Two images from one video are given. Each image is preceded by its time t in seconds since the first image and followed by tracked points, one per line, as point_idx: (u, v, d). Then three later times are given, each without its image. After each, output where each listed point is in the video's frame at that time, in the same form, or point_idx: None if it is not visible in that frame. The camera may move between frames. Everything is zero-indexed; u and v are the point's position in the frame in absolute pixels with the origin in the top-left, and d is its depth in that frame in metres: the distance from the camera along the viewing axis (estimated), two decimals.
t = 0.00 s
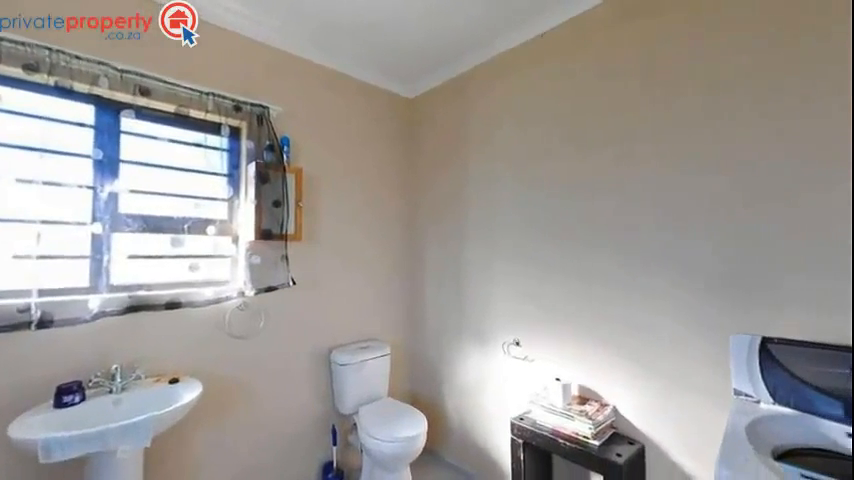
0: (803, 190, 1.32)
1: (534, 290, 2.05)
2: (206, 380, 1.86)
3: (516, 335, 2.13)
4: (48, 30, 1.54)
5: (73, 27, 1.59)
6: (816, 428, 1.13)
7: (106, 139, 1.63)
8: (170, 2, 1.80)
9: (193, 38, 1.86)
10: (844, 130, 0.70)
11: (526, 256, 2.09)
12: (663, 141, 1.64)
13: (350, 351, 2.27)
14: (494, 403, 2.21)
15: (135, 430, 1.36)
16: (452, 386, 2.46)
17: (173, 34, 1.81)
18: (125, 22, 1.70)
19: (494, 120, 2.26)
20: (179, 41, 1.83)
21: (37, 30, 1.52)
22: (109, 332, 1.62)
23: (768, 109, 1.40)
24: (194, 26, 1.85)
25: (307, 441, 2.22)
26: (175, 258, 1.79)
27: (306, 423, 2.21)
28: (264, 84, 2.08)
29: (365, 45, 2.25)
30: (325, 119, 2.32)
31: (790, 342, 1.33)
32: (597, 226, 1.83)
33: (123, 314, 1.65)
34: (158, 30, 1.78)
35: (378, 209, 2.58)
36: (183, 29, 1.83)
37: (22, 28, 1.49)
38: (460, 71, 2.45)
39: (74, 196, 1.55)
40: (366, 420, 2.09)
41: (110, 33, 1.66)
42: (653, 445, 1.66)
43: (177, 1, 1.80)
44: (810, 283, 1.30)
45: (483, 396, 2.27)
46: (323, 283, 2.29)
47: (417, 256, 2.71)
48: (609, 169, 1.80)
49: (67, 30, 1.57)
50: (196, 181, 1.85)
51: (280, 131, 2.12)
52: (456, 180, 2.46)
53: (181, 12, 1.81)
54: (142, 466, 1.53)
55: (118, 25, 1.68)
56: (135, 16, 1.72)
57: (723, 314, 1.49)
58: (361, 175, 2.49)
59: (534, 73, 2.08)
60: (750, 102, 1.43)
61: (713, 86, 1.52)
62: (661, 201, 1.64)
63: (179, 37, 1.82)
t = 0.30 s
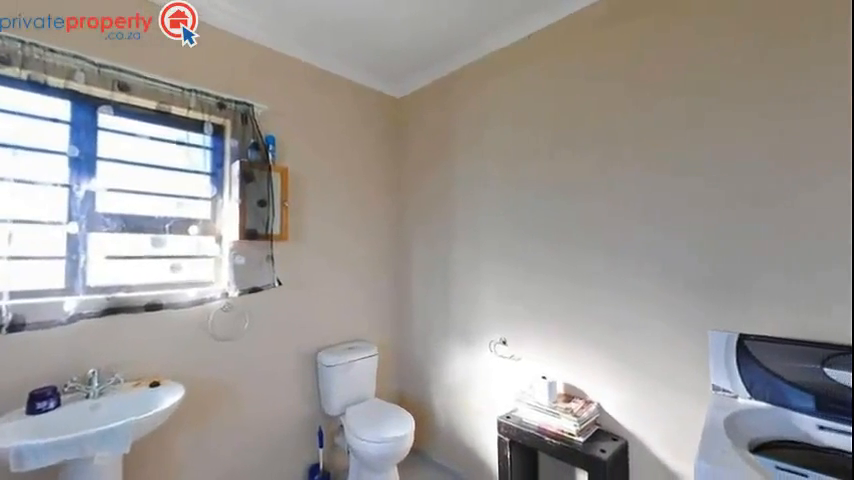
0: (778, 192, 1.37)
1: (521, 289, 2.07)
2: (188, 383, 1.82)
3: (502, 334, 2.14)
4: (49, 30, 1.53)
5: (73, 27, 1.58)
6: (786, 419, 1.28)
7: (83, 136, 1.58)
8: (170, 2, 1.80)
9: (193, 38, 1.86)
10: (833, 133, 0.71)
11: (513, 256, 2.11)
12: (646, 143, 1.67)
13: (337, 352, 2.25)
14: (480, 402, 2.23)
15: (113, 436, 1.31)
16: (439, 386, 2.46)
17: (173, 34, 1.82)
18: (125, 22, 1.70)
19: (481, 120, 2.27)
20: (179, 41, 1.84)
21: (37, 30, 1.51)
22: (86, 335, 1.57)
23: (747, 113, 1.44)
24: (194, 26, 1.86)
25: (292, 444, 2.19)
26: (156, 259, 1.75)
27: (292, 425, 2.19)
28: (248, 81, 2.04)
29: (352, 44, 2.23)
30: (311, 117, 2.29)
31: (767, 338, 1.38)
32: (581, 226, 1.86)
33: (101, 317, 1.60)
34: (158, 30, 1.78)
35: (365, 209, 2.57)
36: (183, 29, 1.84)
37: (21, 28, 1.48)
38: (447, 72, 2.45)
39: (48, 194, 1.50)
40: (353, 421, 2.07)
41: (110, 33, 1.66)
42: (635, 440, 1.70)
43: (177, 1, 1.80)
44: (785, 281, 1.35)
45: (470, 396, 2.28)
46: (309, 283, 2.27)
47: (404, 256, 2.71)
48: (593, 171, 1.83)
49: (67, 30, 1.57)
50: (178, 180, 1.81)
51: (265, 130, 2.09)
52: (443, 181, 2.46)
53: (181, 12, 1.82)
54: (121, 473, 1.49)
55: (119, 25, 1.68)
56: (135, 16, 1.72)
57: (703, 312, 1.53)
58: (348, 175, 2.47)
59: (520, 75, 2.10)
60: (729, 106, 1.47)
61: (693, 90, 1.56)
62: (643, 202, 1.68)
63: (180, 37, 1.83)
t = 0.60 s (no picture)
0: (752, 194, 1.42)
1: (506, 289, 2.09)
2: (167, 388, 1.77)
3: (487, 333, 2.16)
4: (49, 30, 1.52)
5: (73, 27, 1.57)
6: (757, 412, 1.37)
7: (54, 132, 1.52)
8: (170, 1, 1.80)
9: (193, 38, 1.87)
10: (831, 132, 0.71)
11: (498, 255, 2.13)
12: (628, 145, 1.71)
13: (322, 353, 2.23)
14: (466, 401, 2.24)
15: (87, 444, 1.26)
16: (425, 386, 2.46)
17: (173, 34, 1.82)
18: (125, 22, 1.69)
19: (466, 121, 2.28)
20: (179, 41, 1.84)
21: (37, 30, 1.50)
22: (57, 339, 1.51)
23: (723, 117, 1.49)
24: (193, 26, 1.87)
25: (275, 447, 2.16)
26: (133, 259, 1.69)
27: (275, 428, 2.15)
28: (230, 77, 2.00)
29: (338, 42, 2.21)
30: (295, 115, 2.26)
31: (741, 335, 1.43)
32: (565, 226, 1.89)
33: (74, 320, 1.54)
34: (158, 29, 1.78)
35: (350, 208, 2.54)
36: (183, 29, 1.84)
37: (21, 28, 1.47)
38: (433, 72, 2.45)
39: (16, 192, 1.43)
40: (338, 423, 2.05)
41: (110, 33, 1.65)
42: (617, 436, 1.74)
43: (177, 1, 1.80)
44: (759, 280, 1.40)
45: (455, 395, 2.29)
46: (293, 284, 2.23)
47: (390, 256, 2.70)
48: (576, 172, 1.86)
49: (67, 30, 1.56)
50: (156, 178, 1.76)
51: (248, 127, 2.04)
52: (429, 181, 2.46)
53: (181, 12, 1.82)
54: None
55: (119, 25, 1.68)
56: (135, 16, 1.72)
57: (681, 310, 1.58)
58: (333, 174, 2.45)
59: (506, 76, 2.12)
60: (707, 111, 1.52)
61: (673, 94, 1.60)
62: (625, 203, 1.72)
63: (180, 37, 1.84)
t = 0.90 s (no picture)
0: (731, 195, 1.47)
1: (493, 289, 2.11)
2: (148, 392, 1.72)
3: (474, 332, 2.17)
4: (50, 30, 1.53)
5: (73, 27, 1.58)
6: (734, 406, 1.39)
7: (26, 128, 1.47)
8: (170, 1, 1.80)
9: (193, 38, 1.89)
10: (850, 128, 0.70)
11: (485, 255, 2.15)
12: (611, 147, 1.75)
13: (308, 355, 2.20)
14: (453, 401, 2.25)
15: (63, 451, 1.22)
16: (412, 386, 2.46)
17: (173, 34, 1.84)
18: (126, 22, 1.70)
19: (453, 121, 2.29)
20: (179, 41, 1.86)
21: (37, 30, 1.50)
22: (30, 343, 1.46)
23: (702, 121, 1.53)
24: (194, 26, 1.88)
25: (261, 450, 2.13)
26: (111, 260, 1.64)
27: (260, 431, 2.12)
28: (213, 74, 1.96)
29: (324, 40, 2.19)
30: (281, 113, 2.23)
31: (720, 332, 1.47)
32: (551, 226, 1.92)
33: (48, 323, 1.49)
34: (158, 30, 1.79)
35: (337, 208, 2.52)
36: (184, 29, 1.86)
37: (21, 28, 1.47)
38: (420, 72, 2.45)
39: None
40: (325, 424, 2.03)
41: (110, 33, 1.66)
42: (601, 433, 1.77)
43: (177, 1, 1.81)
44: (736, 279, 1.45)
45: (442, 395, 2.30)
46: (279, 285, 2.20)
47: (377, 256, 2.69)
48: (561, 173, 1.89)
49: (67, 30, 1.56)
50: (135, 176, 1.71)
51: (231, 125, 2.01)
52: (416, 181, 2.46)
53: (181, 12, 1.83)
54: None
55: (119, 25, 1.68)
56: (135, 16, 1.73)
57: (662, 309, 1.62)
58: (320, 173, 2.42)
59: (492, 78, 2.14)
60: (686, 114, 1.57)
61: (654, 97, 1.64)
62: (609, 203, 1.75)
63: (180, 37, 1.85)
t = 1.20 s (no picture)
0: (708, 197, 1.52)
1: (479, 288, 2.12)
2: (124, 397, 1.67)
3: (460, 332, 2.18)
4: (49, 31, 1.52)
5: (73, 27, 1.57)
6: (711, 400, 1.43)
7: None
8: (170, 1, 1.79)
9: (192, 38, 1.90)
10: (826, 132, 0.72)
11: (470, 255, 2.16)
12: (594, 149, 1.78)
13: (292, 356, 2.17)
14: (439, 400, 2.25)
15: (33, 460, 1.17)
16: (398, 386, 2.46)
17: (173, 34, 1.84)
18: (125, 22, 1.70)
19: (439, 121, 2.29)
20: (179, 40, 1.87)
21: (37, 30, 1.50)
22: None
23: (680, 125, 1.58)
24: (194, 26, 1.88)
25: (243, 454, 2.08)
26: (84, 260, 1.58)
27: (242, 435, 2.08)
28: (194, 70, 1.91)
29: (310, 38, 2.16)
30: (264, 111, 2.19)
31: (697, 329, 1.51)
32: (536, 227, 1.94)
33: (16, 327, 1.43)
34: (158, 29, 1.80)
35: (322, 208, 2.49)
36: (183, 29, 1.86)
37: (21, 28, 1.46)
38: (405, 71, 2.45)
39: None
40: (309, 426, 2.00)
41: (110, 33, 1.66)
42: (584, 429, 1.80)
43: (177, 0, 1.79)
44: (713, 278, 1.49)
45: (428, 394, 2.30)
46: (262, 286, 2.16)
47: (362, 256, 2.67)
48: (546, 174, 1.92)
49: (67, 30, 1.56)
50: (110, 174, 1.65)
51: (212, 122, 1.96)
52: (402, 180, 2.46)
53: (181, 12, 1.82)
54: None
55: (119, 25, 1.68)
56: (135, 16, 1.73)
57: (642, 308, 1.66)
58: (304, 172, 2.39)
59: (478, 79, 2.15)
60: (666, 118, 1.61)
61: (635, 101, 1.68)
62: (592, 204, 1.78)
63: (180, 37, 1.86)
